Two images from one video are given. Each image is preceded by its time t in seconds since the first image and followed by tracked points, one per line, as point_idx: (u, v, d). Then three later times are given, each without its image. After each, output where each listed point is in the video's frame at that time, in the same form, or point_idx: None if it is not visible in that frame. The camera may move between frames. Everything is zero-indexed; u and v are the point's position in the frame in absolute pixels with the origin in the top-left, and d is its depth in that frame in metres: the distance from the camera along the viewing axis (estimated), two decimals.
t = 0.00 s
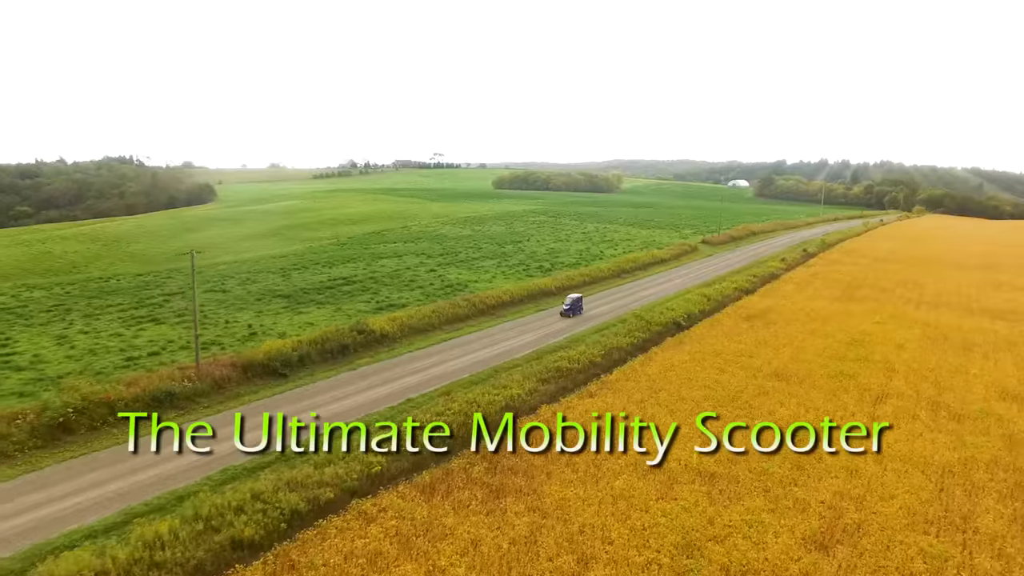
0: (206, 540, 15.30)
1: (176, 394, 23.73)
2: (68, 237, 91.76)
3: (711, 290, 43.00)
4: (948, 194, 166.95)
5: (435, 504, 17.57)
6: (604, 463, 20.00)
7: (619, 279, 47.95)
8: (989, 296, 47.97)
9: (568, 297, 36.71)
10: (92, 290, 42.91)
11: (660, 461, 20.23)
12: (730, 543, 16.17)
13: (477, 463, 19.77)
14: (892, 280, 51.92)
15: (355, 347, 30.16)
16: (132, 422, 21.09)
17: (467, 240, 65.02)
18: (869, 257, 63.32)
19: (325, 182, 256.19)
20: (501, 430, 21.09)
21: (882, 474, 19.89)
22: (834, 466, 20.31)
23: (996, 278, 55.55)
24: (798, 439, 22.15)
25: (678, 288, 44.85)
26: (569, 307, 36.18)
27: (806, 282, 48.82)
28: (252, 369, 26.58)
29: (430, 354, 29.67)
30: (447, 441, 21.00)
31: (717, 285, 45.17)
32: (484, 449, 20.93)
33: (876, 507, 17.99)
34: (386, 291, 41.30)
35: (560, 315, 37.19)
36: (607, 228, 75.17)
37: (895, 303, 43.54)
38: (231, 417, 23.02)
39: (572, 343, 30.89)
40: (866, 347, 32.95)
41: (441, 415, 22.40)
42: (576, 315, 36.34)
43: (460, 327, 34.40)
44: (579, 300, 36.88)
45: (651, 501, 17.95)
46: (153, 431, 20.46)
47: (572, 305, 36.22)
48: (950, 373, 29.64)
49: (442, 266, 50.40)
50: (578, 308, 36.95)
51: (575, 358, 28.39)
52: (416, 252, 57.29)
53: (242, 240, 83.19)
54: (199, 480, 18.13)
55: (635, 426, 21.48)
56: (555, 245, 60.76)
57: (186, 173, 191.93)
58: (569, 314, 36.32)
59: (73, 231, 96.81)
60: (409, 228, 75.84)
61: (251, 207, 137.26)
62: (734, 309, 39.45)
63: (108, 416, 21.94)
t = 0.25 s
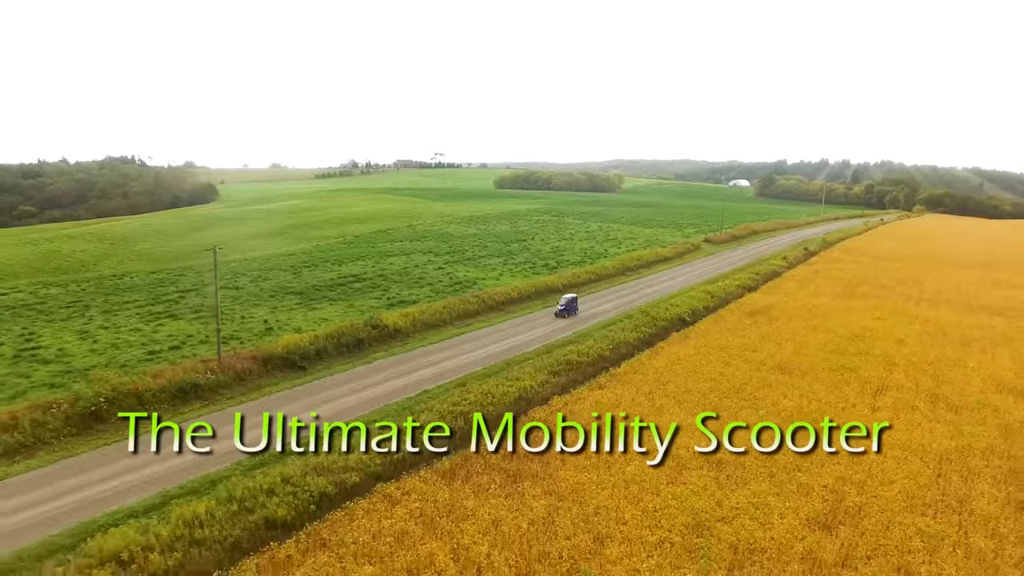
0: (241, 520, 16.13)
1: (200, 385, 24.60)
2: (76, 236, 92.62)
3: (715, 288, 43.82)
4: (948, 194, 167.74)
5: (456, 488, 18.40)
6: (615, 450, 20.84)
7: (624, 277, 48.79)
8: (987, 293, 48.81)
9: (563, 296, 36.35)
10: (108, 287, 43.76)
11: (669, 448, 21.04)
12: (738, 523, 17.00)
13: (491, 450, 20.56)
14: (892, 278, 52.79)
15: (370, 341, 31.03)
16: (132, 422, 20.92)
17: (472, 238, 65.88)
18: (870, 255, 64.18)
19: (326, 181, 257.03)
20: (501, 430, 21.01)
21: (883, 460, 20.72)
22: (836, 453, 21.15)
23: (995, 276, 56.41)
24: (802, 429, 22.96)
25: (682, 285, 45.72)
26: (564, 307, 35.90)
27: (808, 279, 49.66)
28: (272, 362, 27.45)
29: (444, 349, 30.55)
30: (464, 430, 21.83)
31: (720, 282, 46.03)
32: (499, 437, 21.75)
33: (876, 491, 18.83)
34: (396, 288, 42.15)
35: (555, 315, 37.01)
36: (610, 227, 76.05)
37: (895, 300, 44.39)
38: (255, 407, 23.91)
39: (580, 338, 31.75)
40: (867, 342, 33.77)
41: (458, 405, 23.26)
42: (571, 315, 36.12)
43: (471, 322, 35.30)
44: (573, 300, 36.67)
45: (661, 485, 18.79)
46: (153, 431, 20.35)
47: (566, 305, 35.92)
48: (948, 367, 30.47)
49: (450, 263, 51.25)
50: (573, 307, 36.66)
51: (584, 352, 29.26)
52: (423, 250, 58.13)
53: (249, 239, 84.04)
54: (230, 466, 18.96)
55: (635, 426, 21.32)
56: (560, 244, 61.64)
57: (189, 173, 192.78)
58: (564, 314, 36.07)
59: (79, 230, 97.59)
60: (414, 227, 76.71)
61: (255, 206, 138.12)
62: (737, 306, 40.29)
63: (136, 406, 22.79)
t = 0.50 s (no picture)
0: (277, 499, 17.04)
1: (225, 376, 25.54)
2: (84, 235, 93.62)
3: (718, 284, 44.76)
4: (948, 194, 168.70)
5: (477, 471, 19.35)
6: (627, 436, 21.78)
7: (628, 274, 49.76)
8: (986, 290, 49.79)
9: (557, 297, 36.07)
10: (124, 284, 44.72)
11: (678, 434, 21.99)
12: (746, 503, 17.96)
13: (508, 436, 21.47)
14: (892, 275, 53.77)
15: (385, 335, 32.00)
16: (131, 422, 20.99)
17: (478, 237, 66.83)
18: (870, 253, 65.17)
19: (327, 181, 257.75)
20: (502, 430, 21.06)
21: (883, 446, 21.67)
22: (839, 439, 22.12)
23: (993, 274, 57.39)
24: (805, 417, 23.91)
25: (687, 282, 46.67)
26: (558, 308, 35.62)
27: (810, 276, 50.62)
28: (292, 354, 28.40)
29: (457, 342, 31.52)
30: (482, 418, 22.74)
31: (724, 279, 46.97)
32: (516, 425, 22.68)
33: (876, 474, 19.79)
34: (407, 284, 43.12)
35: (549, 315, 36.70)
36: (613, 226, 77.05)
37: (895, 297, 45.35)
38: (279, 397, 24.86)
39: (589, 332, 32.72)
40: (867, 337, 34.72)
41: (474, 394, 24.21)
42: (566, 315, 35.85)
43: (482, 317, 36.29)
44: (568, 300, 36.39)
45: (672, 468, 19.73)
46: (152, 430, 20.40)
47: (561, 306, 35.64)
48: (946, 360, 31.43)
49: (458, 261, 52.19)
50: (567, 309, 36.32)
51: (594, 345, 30.23)
52: (430, 248, 59.12)
53: (255, 237, 85.05)
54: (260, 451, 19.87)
55: (635, 426, 21.28)
56: (565, 242, 62.58)
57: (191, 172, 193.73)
58: (558, 315, 35.76)
59: (86, 229, 98.50)
60: (420, 226, 77.73)
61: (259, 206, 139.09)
62: (741, 302, 41.24)
63: (165, 395, 23.75)
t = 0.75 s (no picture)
0: (305, 483, 17.82)
1: (244, 368, 26.35)
2: (90, 234, 94.30)
3: (721, 282, 45.59)
4: (947, 193, 169.51)
5: (493, 458, 20.18)
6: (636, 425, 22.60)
7: (632, 272, 50.57)
8: (983, 287, 50.65)
9: (551, 298, 36.01)
10: (137, 281, 45.51)
11: (684, 424, 22.78)
12: (751, 487, 18.78)
13: (508, 436, 21.42)
14: (891, 273, 54.66)
15: (398, 330, 32.84)
16: (131, 422, 20.83)
17: (483, 235, 67.63)
18: (870, 252, 66.03)
19: (328, 181, 258.20)
20: (502, 430, 20.98)
21: (882, 435, 22.48)
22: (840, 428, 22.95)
23: (991, 271, 58.30)
24: (807, 408, 24.73)
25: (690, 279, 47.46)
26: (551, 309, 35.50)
27: (810, 274, 51.44)
28: (308, 348, 29.22)
29: (467, 337, 32.37)
30: (495, 408, 23.54)
31: (726, 277, 47.81)
32: (528, 415, 23.51)
33: (876, 461, 20.64)
34: (416, 281, 43.93)
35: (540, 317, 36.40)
36: (616, 225, 77.88)
37: (894, 294, 46.22)
38: (298, 388, 25.68)
39: (596, 327, 33.55)
40: (867, 332, 35.56)
41: (488, 386, 25.04)
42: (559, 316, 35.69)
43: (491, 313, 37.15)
44: (560, 300, 36.12)
45: (680, 454, 20.56)
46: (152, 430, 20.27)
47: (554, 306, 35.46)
48: (944, 354, 32.27)
49: (464, 259, 53.01)
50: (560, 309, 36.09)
51: (601, 340, 31.06)
52: (437, 247, 59.95)
53: (261, 236, 85.90)
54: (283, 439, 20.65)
55: (635, 426, 21.23)
56: (568, 241, 63.39)
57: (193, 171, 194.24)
58: (551, 315, 35.63)
59: (91, 229, 99.10)
60: (425, 225, 78.57)
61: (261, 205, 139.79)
62: (743, 299, 42.05)
63: (188, 387, 24.55)
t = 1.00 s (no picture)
0: (332, 466, 18.74)
1: (265, 360, 27.29)
2: (96, 233, 95.09)
3: (723, 279, 46.50)
4: (947, 193, 170.45)
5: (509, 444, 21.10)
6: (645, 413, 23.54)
7: (636, 269, 51.49)
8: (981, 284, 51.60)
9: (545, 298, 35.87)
10: (151, 278, 46.39)
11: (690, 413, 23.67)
12: (756, 470, 19.73)
13: (508, 435, 21.40)
14: (890, 271, 55.59)
15: (411, 324, 33.78)
16: (132, 421, 20.79)
17: (488, 234, 68.52)
18: (869, 250, 66.98)
19: (329, 180, 258.92)
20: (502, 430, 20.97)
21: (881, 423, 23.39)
22: (840, 417, 23.90)
23: (989, 269, 59.25)
24: (809, 399, 25.66)
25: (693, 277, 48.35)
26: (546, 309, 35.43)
27: (811, 272, 52.35)
28: (325, 342, 30.16)
29: (479, 331, 33.31)
30: (509, 397, 24.49)
31: (728, 274, 48.73)
32: (541, 404, 24.45)
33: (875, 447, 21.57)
34: (424, 278, 44.83)
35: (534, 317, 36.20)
36: (618, 223, 78.82)
37: (894, 291, 47.13)
38: (318, 380, 26.61)
39: (603, 322, 34.50)
40: (866, 327, 36.48)
41: (501, 377, 25.98)
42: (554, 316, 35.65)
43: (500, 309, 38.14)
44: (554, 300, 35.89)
45: (687, 441, 21.51)
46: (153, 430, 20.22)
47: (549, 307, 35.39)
48: (942, 348, 33.18)
49: (471, 257, 53.91)
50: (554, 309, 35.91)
51: (609, 334, 32.00)
52: (443, 245, 60.90)
53: (267, 235, 86.81)
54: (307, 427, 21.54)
55: (635, 426, 21.27)
56: (572, 239, 64.30)
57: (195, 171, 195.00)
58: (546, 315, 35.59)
59: (96, 228, 99.89)
60: (429, 224, 79.48)
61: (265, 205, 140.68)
62: (745, 295, 42.97)
63: (212, 377, 25.48)
